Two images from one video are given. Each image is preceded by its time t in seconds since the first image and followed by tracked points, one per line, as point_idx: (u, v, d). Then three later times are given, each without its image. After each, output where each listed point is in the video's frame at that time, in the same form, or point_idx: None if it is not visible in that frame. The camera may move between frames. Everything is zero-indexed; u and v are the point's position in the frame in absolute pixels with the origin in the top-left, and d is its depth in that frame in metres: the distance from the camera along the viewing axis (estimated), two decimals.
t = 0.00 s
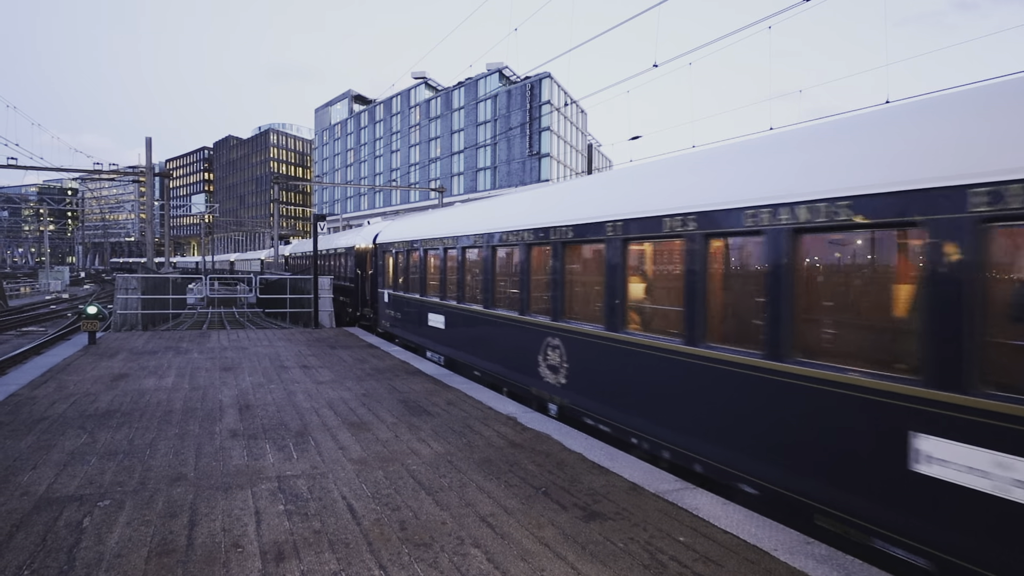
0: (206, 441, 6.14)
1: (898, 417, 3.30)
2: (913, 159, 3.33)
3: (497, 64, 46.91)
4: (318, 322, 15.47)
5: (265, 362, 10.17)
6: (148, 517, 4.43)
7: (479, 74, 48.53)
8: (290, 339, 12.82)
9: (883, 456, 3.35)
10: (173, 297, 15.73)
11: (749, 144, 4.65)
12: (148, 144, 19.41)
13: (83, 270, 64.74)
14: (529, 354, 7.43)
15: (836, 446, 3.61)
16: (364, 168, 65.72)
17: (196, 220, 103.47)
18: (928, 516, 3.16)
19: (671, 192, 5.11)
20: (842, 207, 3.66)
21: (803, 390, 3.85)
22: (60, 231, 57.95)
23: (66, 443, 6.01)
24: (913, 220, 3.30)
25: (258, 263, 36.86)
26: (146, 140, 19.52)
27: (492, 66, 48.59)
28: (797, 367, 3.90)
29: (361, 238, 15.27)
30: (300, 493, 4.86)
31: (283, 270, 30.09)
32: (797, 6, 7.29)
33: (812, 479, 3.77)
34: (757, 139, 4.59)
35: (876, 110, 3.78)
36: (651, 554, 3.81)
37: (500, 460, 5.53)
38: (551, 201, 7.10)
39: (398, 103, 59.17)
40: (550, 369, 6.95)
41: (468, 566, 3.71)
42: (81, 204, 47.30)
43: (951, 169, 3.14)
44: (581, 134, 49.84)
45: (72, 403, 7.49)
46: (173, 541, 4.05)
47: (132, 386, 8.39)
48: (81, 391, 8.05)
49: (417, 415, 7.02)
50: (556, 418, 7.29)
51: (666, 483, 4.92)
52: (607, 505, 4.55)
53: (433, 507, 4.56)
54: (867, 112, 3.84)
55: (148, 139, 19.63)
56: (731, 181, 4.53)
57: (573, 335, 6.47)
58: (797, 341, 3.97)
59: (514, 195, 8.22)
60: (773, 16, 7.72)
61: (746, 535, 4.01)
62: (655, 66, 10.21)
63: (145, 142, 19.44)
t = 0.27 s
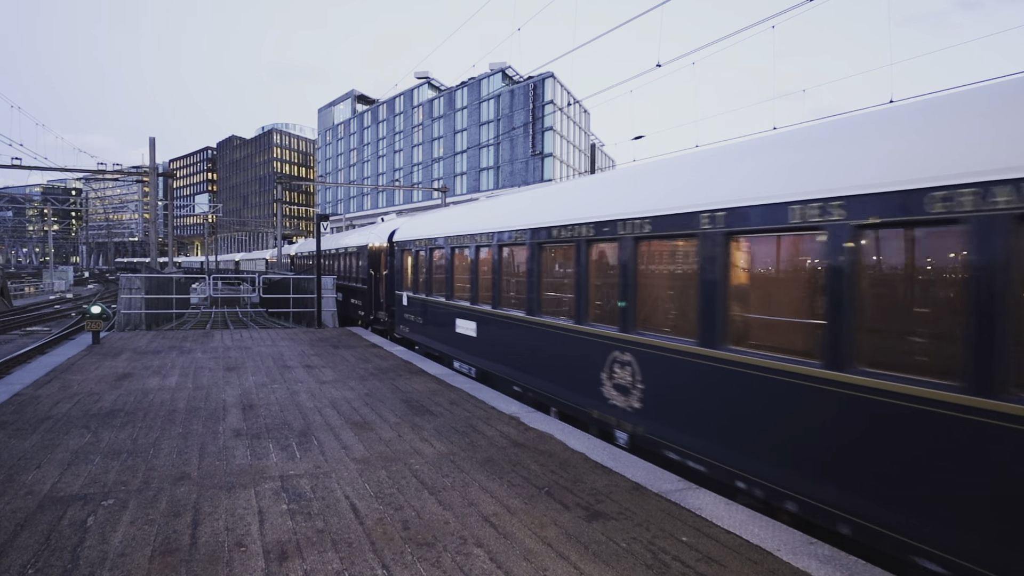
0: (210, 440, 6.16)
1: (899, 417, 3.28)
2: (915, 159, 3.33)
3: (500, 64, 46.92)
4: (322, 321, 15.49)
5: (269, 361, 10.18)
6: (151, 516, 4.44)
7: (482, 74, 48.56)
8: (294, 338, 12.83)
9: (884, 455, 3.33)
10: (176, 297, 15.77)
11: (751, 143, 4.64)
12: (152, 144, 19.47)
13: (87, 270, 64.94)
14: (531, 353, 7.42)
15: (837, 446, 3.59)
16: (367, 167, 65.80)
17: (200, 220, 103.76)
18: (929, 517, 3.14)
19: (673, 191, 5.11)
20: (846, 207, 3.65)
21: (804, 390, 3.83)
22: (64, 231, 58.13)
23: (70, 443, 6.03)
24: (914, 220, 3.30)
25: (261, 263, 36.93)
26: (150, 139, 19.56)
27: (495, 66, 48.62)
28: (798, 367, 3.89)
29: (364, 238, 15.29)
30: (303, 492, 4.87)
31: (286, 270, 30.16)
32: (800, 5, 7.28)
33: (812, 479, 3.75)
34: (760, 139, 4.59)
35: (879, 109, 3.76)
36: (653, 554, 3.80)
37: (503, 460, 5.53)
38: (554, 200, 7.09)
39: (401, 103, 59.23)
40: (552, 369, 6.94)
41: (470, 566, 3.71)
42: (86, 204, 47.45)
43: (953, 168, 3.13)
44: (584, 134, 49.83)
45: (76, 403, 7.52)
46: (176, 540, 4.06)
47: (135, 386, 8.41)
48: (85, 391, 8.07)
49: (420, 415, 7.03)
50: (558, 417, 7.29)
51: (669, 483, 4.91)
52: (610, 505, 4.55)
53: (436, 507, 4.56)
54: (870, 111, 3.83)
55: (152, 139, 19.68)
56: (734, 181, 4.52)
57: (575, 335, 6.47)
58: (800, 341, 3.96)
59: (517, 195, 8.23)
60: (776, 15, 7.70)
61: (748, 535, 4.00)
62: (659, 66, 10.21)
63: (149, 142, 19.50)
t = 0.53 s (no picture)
0: (211, 440, 6.16)
1: (900, 417, 3.27)
2: (915, 158, 3.33)
3: (502, 64, 46.90)
4: (323, 321, 15.49)
5: (270, 361, 10.18)
6: (152, 516, 4.44)
7: (484, 74, 48.59)
8: (295, 338, 12.84)
9: (883, 455, 3.33)
10: (178, 296, 15.78)
11: (753, 143, 4.63)
12: (154, 143, 19.50)
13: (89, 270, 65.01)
14: (534, 353, 7.43)
15: (837, 446, 3.59)
16: (368, 167, 65.84)
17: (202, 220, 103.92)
18: (928, 516, 3.13)
19: (673, 191, 5.12)
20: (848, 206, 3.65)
21: (804, 390, 3.84)
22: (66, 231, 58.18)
23: (71, 443, 6.04)
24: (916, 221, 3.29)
25: (263, 262, 36.96)
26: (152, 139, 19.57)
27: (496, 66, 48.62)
28: (802, 368, 3.88)
29: (366, 238, 15.29)
30: (305, 492, 4.87)
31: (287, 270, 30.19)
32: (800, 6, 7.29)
33: (812, 478, 3.76)
34: (760, 138, 4.59)
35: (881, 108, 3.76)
36: (655, 555, 3.80)
37: (504, 460, 5.53)
38: (555, 200, 7.09)
39: (402, 103, 59.27)
40: (554, 369, 6.95)
41: (471, 566, 3.71)
42: (87, 204, 47.49)
43: (953, 167, 3.13)
44: (586, 134, 49.89)
45: (77, 403, 7.53)
46: (178, 540, 4.07)
47: (137, 385, 8.42)
48: (87, 390, 8.09)
49: (421, 415, 7.03)
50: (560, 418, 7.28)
51: (670, 483, 4.91)
52: (611, 506, 4.54)
53: (437, 507, 4.56)
54: (870, 111, 3.83)
55: (154, 138, 19.69)
56: (734, 180, 4.53)
57: (577, 335, 6.48)
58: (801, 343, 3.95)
59: (518, 195, 8.23)
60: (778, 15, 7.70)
61: (750, 535, 4.00)
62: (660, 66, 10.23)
63: (151, 142, 19.52)
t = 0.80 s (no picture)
0: (214, 440, 6.17)
1: (900, 417, 3.28)
2: (916, 158, 3.33)
3: (504, 64, 46.89)
4: (326, 322, 15.50)
5: (273, 361, 10.20)
6: (156, 515, 4.45)
7: (487, 74, 48.60)
8: (298, 338, 12.85)
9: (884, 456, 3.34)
10: (181, 296, 15.81)
11: (755, 143, 4.64)
12: (157, 144, 19.53)
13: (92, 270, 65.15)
14: (536, 353, 7.43)
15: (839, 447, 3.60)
16: (371, 167, 65.88)
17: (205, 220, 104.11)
18: (929, 517, 3.14)
19: (676, 190, 5.13)
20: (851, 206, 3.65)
21: (806, 391, 3.84)
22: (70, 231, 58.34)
23: (75, 442, 6.06)
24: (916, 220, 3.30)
25: (266, 263, 37.00)
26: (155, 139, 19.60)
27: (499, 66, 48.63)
28: (804, 368, 3.87)
29: (369, 238, 15.30)
30: (308, 492, 4.88)
31: (290, 270, 30.22)
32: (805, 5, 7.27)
33: (814, 479, 3.76)
34: (763, 139, 4.59)
35: (882, 109, 3.76)
36: (658, 555, 3.80)
37: (507, 460, 5.53)
38: (558, 199, 7.10)
39: (405, 103, 59.30)
40: (556, 369, 6.96)
41: (474, 566, 3.71)
42: (90, 204, 47.61)
43: (953, 167, 3.13)
44: (588, 134, 49.84)
45: (81, 402, 7.55)
46: (181, 539, 4.08)
47: (140, 385, 8.44)
48: (90, 390, 8.11)
49: (424, 415, 7.03)
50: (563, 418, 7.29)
51: (673, 484, 4.90)
52: (614, 506, 4.54)
53: (440, 507, 4.56)
54: (872, 111, 3.84)
55: (157, 138, 19.73)
56: (735, 180, 4.54)
57: (579, 335, 6.48)
58: (803, 343, 3.95)
59: (520, 194, 8.23)
60: (781, 15, 7.68)
61: (753, 535, 4.00)
62: (663, 66, 10.24)
63: (154, 142, 19.55)
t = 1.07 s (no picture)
0: (220, 439, 6.20)
1: (903, 416, 3.29)
2: (918, 157, 3.34)
3: (509, 64, 46.87)
4: (331, 321, 15.53)
5: (278, 361, 10.23)
6: (162, 514, 4.48)
7: (491, 74, 48.61)
8: (303, 338, 12.88)
9: (887, 456, 3.34)
10: (187, 296, 15.86)
11: (759, 142, 4.64)
12: (162, 144, 19.61)
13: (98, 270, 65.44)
14: (540, 353, 7.44)
15: (842, 447, 3.60)
16: (375, 167, 65.97)
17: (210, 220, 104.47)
18: (933, 517, 3.14)
19: (676, 190, 5.16)
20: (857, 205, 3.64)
21: (809, 390, 3.85)
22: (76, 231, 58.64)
23: (82, 441, 6.09)
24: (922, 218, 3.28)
25: (271, 263, 37.11)
26: (160, 140, 19.66)
27: (503, 65, 48.65)
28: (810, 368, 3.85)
29: (373, 238, 15.33)
30: (313, 491, 4.89)
31: (296, 270, 30.29)
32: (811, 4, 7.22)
33: (817, 479, 3.77)
34: (766, 137, 4.59)
35: (886, 108, 3.76)
36: (663, 555, 3.79)
37: (511, 460, 5.53)
38: (563, 200, 7.08)
39: (409, 103, 59.35)
40: (560, 368, 6.96)
41: (479, 565, 3.71)
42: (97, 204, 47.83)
43: (956, 166, 3.13)
44: (593, 133, 49.78)
45: (88, 402, 7.59)
46: (188, 538, 4.10)
47: (146, 384, 8.48)
48: (97, 389, 8.15)
49: (429, 414, 7.04)
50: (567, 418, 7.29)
51: (678, 484, 4.89)
52: (619, 506, 4.54)
53: (444, 506, 4.57)
54: (877, 109, 3.83)
55: (162, 139, 19.81)
56: (735, 180, 4.57)
57: (583, 335, 6.49)
58: (808, 342, 3.93)
59: (525, 194, 8.24)
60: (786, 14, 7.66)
61: (758, 536, 3.99)
62: (668, 65, 10.24)
63: (160, 143, 19.62)
